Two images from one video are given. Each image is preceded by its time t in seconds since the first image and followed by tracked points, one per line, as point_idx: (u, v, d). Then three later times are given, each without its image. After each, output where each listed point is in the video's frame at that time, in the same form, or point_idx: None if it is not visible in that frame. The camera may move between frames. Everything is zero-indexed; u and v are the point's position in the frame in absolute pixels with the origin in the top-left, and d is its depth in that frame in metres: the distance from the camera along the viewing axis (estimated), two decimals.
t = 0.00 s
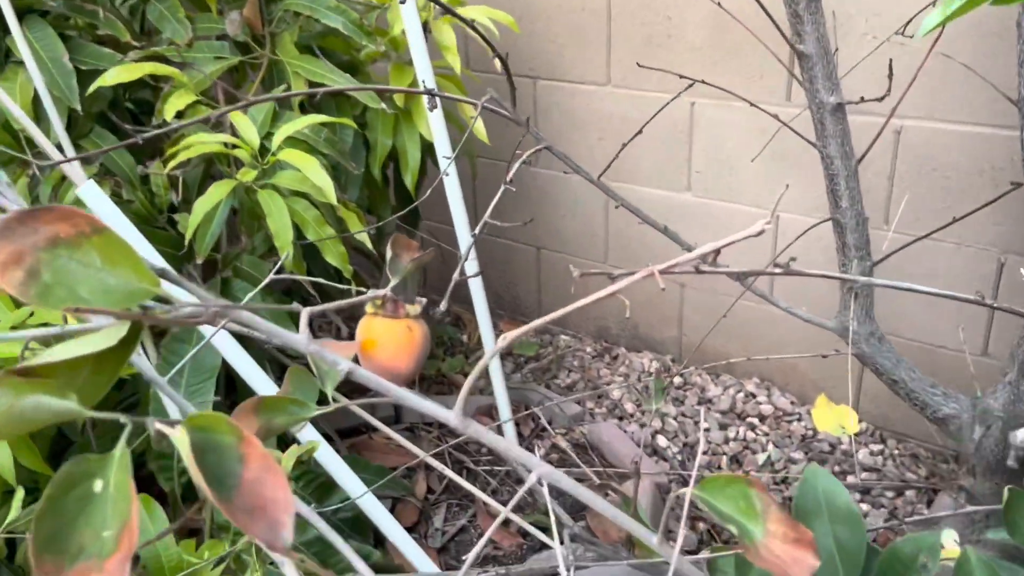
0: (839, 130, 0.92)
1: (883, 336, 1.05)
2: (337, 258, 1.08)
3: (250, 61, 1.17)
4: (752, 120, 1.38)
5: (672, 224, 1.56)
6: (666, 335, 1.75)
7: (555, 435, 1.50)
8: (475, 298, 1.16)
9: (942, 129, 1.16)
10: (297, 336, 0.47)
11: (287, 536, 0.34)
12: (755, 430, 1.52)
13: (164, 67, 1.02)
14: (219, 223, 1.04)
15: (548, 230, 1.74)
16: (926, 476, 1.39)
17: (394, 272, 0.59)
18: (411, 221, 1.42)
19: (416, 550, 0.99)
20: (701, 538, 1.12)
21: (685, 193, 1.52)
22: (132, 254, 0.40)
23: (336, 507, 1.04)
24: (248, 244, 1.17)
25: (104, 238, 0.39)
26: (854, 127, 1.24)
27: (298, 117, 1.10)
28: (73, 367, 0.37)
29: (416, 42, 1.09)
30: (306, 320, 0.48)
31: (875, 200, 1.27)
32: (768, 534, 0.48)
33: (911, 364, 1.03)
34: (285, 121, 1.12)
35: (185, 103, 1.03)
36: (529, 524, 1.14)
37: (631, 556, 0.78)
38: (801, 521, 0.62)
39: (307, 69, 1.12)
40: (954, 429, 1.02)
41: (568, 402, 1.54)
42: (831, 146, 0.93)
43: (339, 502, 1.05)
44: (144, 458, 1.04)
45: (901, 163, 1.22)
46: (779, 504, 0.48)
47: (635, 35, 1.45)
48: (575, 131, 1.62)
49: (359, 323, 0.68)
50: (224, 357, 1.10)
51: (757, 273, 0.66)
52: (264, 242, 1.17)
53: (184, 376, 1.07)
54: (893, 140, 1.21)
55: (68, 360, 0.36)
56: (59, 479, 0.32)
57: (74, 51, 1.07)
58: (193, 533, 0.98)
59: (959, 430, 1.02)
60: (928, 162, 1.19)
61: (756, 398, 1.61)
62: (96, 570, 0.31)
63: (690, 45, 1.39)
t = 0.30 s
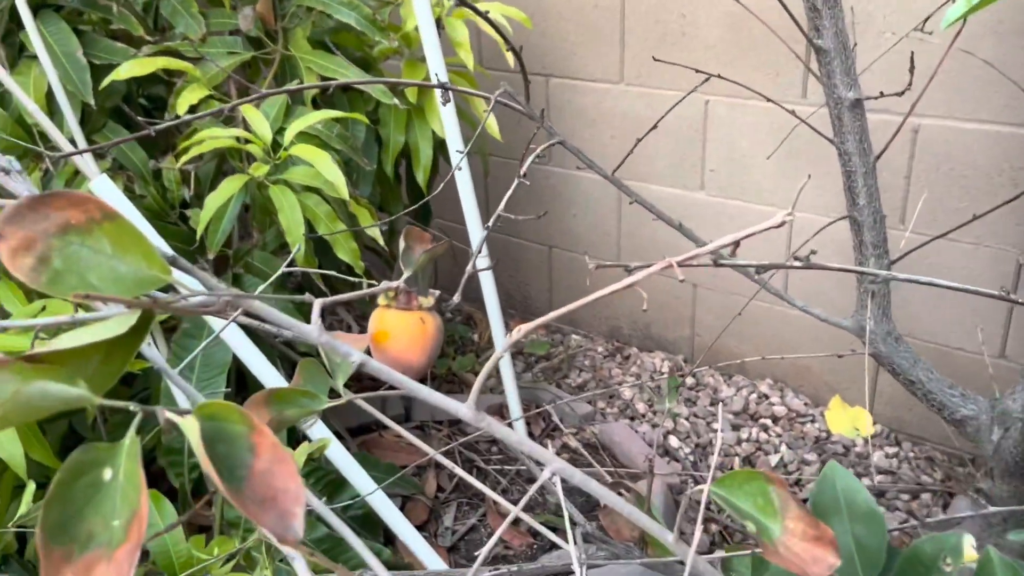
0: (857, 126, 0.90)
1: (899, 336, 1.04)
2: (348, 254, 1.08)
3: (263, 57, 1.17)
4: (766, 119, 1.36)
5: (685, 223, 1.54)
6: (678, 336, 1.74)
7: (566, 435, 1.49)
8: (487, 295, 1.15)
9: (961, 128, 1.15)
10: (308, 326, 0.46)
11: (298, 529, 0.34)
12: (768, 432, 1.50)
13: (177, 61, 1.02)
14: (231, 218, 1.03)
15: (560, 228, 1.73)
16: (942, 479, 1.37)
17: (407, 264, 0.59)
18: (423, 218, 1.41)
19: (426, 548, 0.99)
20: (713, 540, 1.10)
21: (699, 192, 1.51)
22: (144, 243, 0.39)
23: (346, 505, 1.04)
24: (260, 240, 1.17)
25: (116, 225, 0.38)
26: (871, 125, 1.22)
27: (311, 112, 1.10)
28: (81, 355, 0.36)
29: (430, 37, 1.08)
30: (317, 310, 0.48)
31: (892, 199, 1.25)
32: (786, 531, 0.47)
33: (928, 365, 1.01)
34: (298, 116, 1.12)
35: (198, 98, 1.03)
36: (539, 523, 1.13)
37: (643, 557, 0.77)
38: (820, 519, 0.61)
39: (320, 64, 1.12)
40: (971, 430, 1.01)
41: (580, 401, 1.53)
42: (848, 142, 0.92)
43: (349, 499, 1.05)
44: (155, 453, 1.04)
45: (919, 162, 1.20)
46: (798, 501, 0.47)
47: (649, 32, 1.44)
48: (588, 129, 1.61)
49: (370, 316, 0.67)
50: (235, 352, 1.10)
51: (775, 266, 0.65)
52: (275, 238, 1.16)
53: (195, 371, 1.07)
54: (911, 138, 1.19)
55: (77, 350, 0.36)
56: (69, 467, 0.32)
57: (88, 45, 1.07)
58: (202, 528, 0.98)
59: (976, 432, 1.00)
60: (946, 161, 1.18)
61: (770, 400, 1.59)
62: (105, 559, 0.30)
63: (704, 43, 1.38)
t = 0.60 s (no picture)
0: (862, 125, 0.90)
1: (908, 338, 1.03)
2: (355, 253, 1.09)
3: (272, 57, 1.18)
4: (774, 119, 1.36)
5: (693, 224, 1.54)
6: (686, 336, 1.73)
7: (573, 435, 1.50)
8: (494, 294, 1.16)
9: (969, 128, 1.14)
10: (307, 322, 0.47)
11: (293, 519, 0.34)
12: (776, 433, 1.50)
13: (186, 62, 1.03)
14: (239, 217, 1.04)
15: (567, 229, 1.73)
16: (950, 481, 1.36)
17: (407, 262, 0.59)
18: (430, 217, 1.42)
19: (431, 546, 0.99)
20: (718, 540, 1.10)
21: (707, 193, 1.51)
22: (144, 237, 0.40)
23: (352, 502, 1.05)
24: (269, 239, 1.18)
25: (118, 220, 0.39)
26: (878, 126, 1.22)
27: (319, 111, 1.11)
28: (84, 349, 0.37)
29: (437, 36, 1.09)
30: (317, 308, 0.48)
31: (900, 200, 1.25)
32: (781, 527, 0.47)
33: (935, 366, 1.01)
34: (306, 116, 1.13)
35: (206, 98, 1.04)
36: (544, 522, 1.13)
37: (646, 555, 0.77)
38: (816, 517, 0.61)
39: (328, 64, 1.13)
40: (978, 432, 1.00)
41: (587, 401, 1.53)
42: (853, 142, 0.91)
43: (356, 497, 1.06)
44: (164, 450, 1.05)
45: (927, 163, 1.19)
46: (794, 497, 0.47)
47: (657, 33, 1.44)
48: (596, 130, 1.61)
49: (372, 313, 0.68)
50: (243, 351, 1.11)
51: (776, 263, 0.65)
52: (284, 238, 1.17)
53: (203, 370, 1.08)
54: (919, 138, 1.19)
55: (79, 343, 0.37)
56: (67, 457, 0.32)
57: (99, 46, 1.08)
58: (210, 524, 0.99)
59: (983, 433, 1.00)
60: (954, 162, 1.17)
61: (778, 401, 1.59)
62: (103, 548, 0.31)
63: (712, 44, 1.38)
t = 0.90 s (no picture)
0: (875, 120, 0.88)
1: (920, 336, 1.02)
2: (360, 250, 1.08)
3: (276, 50, 1.17)
4: (784, 113, 1.34)
5: (701, 220, 1.53)
6: (694, 333, 1.72)
7: (580, 432, 1.48)
8: (501, 291, 1.14)
9: (983, 123, 1.12)
10: (308, 323, 0.46)
11: (292, 528, 0.33)
12: (785, 431, 1.48)
13: (189, 56, 1.02)
14: (243, 213, 1.04)
15: (574, 224, 1.72)
16: (962, 480, 1.35)
17: (411, 260, 0.58)
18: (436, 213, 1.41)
19: (436, 545, 0.98)
20: (727, 539, 1.09)
21: (715, 188, 1.49)
22: (140, 235, 0.39)
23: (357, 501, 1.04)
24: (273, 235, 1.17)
25: (112, 219, 0.38)
26: (890, 120, 1.20)
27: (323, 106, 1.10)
28: (78, 350, 0.36)
29: (443, 29, 1.07)
30: (318, 308, 0.47)
31: (912, 196, 1.23)
32: (795, 536, 0.46)
33: (948, 365, 0.99)
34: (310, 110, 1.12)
35: (210, 92, 1.03)
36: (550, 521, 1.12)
37: (654, 557, 0.76)
38: (830, 523, 0.60)
39: (333, 58, 1.11)
40: (992, 431, 0.99)
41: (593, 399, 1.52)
42: (866, 137, 0.89)
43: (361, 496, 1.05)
44: (168, 447, 1.04)
45: (940, 158, 1.17)
46: (808, 503, 0.46)
47: (666, 26, 1.42)
48: (603, 124, 1.60)
49: (375, 312, 0.67)
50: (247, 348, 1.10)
51: (789, 261, 0.63)
52: (288, 234, 1.16)
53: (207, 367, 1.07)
54: (932, 133, 1.17)
55: (73, 344, 0.36)
56: (58, 463, 0.32)
57: (102, 40, 1.07)
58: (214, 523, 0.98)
59: (997, 433, 0.98)
60: (968, 157, 1.15)
61: (787, 398, 1.57)
62: (94, 558, 0.30)
63: (721, 37, 1.36)
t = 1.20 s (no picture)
0: (891, 104, 0.87)
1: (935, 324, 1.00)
2: (368, 237, 1.07)
3: (283, 36, 1.15)
4: (796, 98, 1.32)
5: (712, 206, 1.51)
6: (704, 320, 1.71)
7: (589, 420, 1.48)
8: (510, 279, 1.13)
9: (1000, 108, 1.10)
10: (317, 311, 0.45)
11: (301, 520, 0.32)
12: (796, 418, 1.47)
13: (195, 41, 1.01)
14: (250, 200, 1.03)
15: (583, 211, 1.71)
16: (974, 468, 1.33)
17: (420, 247, 0.57)
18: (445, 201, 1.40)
19: (445, 533, 0.98)
20: (737, 528, 1.09)
21: (726, 174, 1.48)
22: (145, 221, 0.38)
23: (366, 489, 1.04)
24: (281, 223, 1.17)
25: (117, 205, 0.37)
26: (905, 105, 1.18)
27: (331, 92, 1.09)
28: (84, 338, 0.35)
29: (451, 14, 1.06)
30: (327, 295, 0.46)
31: (926, 182, 1.21)
32: (814, 527, 0.45)
33: (962, 353, 0.98)
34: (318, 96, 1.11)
35: (216, 78, 1.02)
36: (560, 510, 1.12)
37: (666, 546, 0.76)
38: (849, 515, 0.59)
39: (340, 44, 1.10)
40: (1007, 420, 0.98)
41: (603, 387, 1.51)
42: (881, 121, 0.88)
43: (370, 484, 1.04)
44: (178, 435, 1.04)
45: (955, 143, 1.16)
46: (828, 494, 0.45)
47: (676, 10, 1.40)
48: (613, 110, 1.58)
49: (385, 299, 0.66)
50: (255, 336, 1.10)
51: (806, 248, 0.62)
52: (296, 221, 1.15)
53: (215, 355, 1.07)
54: (947, 118, 1.15)
55: (79, 333, 0.35)
56: (64, 453, 0.31)
57: (108, 26, 1.07)
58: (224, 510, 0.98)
59: (1013, 421, 0.97)
60: (983, 142, 1.13)
61: (797, 386, 1.56)
62: (101, 551, 0.29)
63: (733, 21, 1.34)
